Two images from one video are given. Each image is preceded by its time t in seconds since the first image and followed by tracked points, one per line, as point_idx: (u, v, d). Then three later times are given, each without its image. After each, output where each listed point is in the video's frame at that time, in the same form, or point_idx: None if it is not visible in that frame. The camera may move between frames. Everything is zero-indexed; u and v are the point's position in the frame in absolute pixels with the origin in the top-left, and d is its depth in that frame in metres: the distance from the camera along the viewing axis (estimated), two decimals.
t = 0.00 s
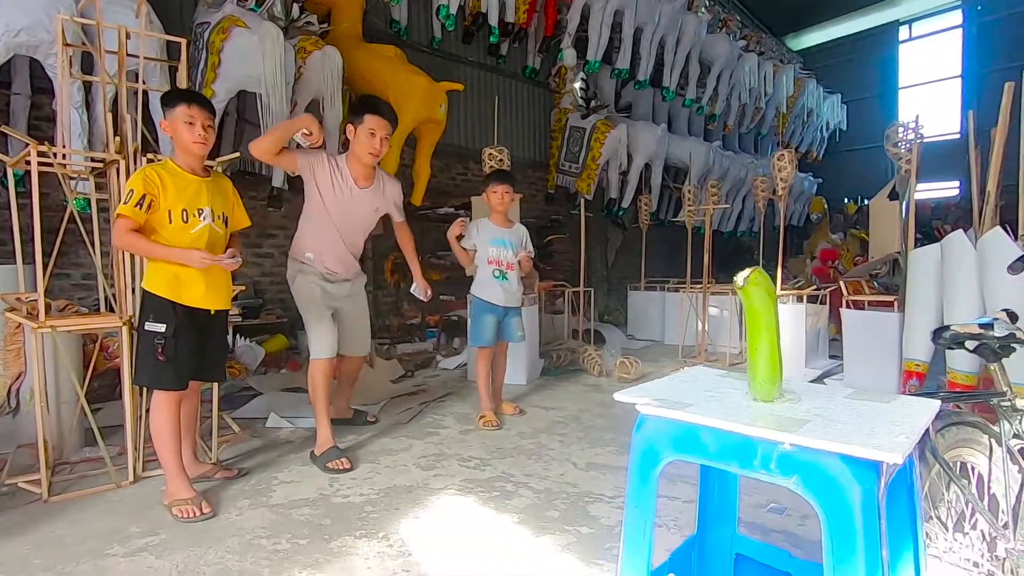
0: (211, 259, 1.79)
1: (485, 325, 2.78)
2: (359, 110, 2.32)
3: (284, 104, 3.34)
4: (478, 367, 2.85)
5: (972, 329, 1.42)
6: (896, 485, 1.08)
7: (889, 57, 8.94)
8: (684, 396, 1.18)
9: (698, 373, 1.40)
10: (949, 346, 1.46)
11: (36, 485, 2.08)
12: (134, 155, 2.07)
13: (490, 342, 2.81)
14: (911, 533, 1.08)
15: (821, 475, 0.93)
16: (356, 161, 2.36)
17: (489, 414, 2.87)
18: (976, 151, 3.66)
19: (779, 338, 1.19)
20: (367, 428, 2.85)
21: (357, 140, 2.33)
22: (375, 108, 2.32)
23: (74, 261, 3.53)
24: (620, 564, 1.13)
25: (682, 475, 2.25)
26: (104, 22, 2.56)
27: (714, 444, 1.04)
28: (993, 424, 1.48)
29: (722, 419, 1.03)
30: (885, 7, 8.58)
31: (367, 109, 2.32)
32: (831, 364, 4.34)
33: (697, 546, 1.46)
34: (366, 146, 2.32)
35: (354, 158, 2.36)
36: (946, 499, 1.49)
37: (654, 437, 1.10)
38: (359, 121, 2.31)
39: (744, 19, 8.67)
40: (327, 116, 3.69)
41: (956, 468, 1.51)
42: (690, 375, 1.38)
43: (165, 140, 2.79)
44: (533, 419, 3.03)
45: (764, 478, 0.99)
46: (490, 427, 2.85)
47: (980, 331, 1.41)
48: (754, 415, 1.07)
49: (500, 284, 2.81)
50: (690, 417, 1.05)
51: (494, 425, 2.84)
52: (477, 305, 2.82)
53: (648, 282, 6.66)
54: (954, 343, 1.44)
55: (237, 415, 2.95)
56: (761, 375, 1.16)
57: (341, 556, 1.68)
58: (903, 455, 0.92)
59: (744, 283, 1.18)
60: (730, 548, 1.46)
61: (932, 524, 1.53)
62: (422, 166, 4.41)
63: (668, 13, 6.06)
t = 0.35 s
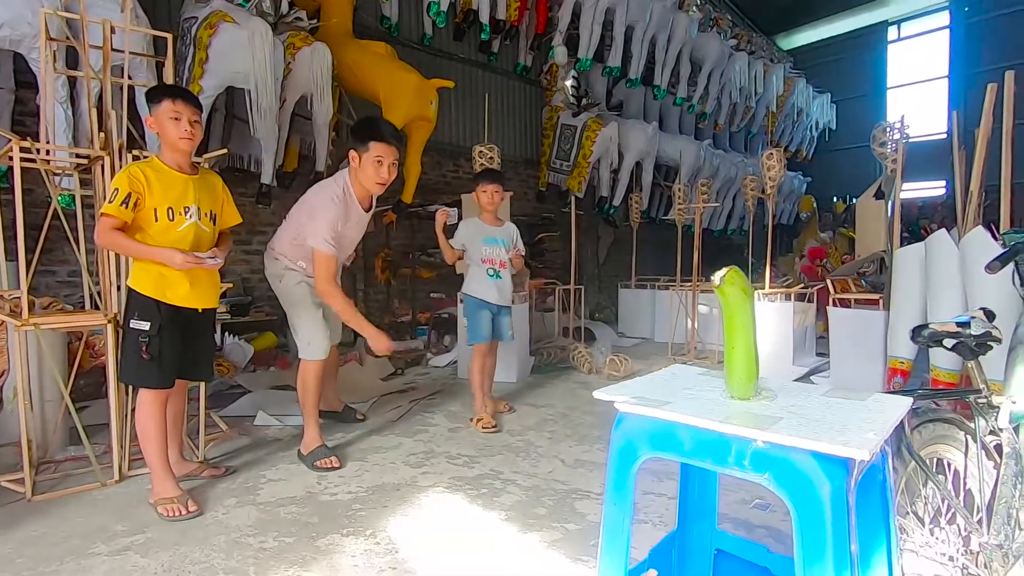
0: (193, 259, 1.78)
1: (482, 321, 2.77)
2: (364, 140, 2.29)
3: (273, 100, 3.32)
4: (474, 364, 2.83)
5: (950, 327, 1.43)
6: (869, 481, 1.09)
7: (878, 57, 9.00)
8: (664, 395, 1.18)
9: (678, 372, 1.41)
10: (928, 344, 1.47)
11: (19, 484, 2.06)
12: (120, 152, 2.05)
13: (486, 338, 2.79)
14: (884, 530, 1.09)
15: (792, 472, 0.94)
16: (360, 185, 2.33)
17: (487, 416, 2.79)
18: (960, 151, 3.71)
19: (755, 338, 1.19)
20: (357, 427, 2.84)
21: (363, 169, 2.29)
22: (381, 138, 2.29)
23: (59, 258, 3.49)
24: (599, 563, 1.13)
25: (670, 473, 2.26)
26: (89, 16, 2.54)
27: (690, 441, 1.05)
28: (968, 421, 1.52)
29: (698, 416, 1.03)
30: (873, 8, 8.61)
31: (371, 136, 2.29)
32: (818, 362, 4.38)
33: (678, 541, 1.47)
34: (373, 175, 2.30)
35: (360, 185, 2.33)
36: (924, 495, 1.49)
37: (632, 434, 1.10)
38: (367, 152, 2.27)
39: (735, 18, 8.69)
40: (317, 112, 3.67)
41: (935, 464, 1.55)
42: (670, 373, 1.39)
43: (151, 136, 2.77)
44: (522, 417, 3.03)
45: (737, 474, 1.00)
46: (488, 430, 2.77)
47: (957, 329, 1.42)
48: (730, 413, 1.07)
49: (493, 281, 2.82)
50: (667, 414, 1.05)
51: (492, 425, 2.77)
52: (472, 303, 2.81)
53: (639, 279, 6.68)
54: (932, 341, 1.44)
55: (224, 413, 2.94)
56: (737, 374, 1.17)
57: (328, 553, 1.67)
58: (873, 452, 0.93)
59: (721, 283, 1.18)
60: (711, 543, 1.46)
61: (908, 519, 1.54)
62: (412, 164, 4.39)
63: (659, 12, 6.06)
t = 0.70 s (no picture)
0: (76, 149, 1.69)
1: (467, 323, 2.77)
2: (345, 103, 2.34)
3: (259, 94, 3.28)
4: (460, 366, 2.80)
5: (932, 322, 1.44)
6: (851, 474, 1.08)
7: (862, 55, 9.07)
8: (652, 390, 1.18)
9: (666, 367, 1.41)
10: (910, 340, 1.46)
11: None
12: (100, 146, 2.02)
13: (472, 338, 2.79)
14: (868, 524, 1.08)
15: (778, 465, 0.94)
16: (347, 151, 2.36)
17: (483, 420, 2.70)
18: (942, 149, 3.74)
19: (742, 333, 1.20)
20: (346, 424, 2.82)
21: (348, 133, 2.32)
22: (362, 101, 2.34)
23: (39, 255, 3.43)
24: (587, 559, 1.12)
25: (657, 468, 2.26)
26: (68, 9, 2.49)
27: (678, 436, 1.04)
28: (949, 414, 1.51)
29: (687, 410, 1.03)
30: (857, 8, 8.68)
31: (355, 100, 2.34)
32: (804, 357, 4.41)
33: (666, 535, 1.47)
34: (358, 137, 2.33)
35: (347, 150, 2.35)
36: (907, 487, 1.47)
37: (620, 429, 1.10)
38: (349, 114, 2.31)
39: (721, 17, 8.72)
40: (304, 108, 3.64)
41: (914, 456, 1.53)
42: (658, 368, 1.39)
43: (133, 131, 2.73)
44: (510, 414, 3.02)
45: (724, 468, 0.99)
46: (485, 435, 2.69)
47: (940, 324, 1.43)
48: (717, 407, 1.07)
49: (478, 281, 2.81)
50: (655, 409, 1.05)
51: (489, 430, 2.69)
52: (457, 303, 2.80)
53: (626, 276, 6.70)
54: (915, 336, 1.44)
55: (210, 411, 2.91)
56: (725, 367, 1.17)
57: (316, 552, 1.65)
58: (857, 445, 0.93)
59: (708, 279, 1.19)
60: (698, 537, 1.46)
61: (890, 511, 1.51)
62: (400, 160, 4.37)
63: (647, 9, 6.06)
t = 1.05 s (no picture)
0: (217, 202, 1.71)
1: (451, 327, 2.76)
2: (327, 89, 2.37)
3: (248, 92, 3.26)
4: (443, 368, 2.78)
5: (916, 320, 1.43)
6: (838, 470, 1.07)
7: (850, 56, 9.11)
8: (641, 388, 1.17)
9: (656, 365, 1.40)
10: (895, 338, 1.47)
11: None
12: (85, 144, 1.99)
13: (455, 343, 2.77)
14: (855, 522, 1.07)
15: (766, 463, 0.94)
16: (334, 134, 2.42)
17: (474, 420, 2.68)
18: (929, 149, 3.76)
19: (733, 332, 1.19)
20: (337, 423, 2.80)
21: (330, 116, 2.38)
22: (343, 86, 2.37)
23: (22, 254, 3.39)
24: (578, 559, 1.11)
25: (647, 466, 2.25)
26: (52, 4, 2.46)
27: (669, 434, 1.03)
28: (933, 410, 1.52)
29: (677, 409, 1.02)
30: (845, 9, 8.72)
31: (336, 87, 2.36)
32: (792, 355, 4.43)
33: (657, 533, 1.47)
34: (340, 119, 2.38)
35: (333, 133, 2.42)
36: (892, 483, 1.46)
37: (611, 428, 1.09)
38: (329, 99, 2.36)
39: (711, 17, 8.74)
40: (293, 105, 3.61)
41: (900, 453, 1.54)
42: (648, 367, 1.38)
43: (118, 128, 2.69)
44: (500, 413, 3.01)
45: (714, 466, 0.98)
46: (476, 433, 2.68)
47: (924, 322, 1.42)
48: (708, 406, 1.06)
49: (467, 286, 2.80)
50: (644, 407, 1.04)
51: (480, 429, 2.68)
52: (443, 306, 2.78)
53: (616, 275, 6.72)
54: (900, 334, 1.44)
55: (198, 412, 2.88)
56: (715, 365, 1.17)
57: (307, 553, 1.64)
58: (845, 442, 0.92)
59: (698, 278, 1.17)
60: (688, 534, 1.46)
61: (876, 507, 1.48)
62: (390, 159, 4.35)
63: (637, 9, 6.05)
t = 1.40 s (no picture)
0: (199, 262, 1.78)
1: (451, 325, 2.75)
2: (319, 94, 2.36)
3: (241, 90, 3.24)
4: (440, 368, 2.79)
5: (908, 318, 1.44)
6: (830, 466, 1.07)
7: (843, 55, 9.14)
8: (634, 386, 1.17)
9: (650, 363, 1.40)
10: (887, 336, 1.48)
11: None
12: (75, 142, 1.97)
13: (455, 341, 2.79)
14: (847, 518, 1.07)
15: (758, 460, 0.94)
16: (325, 139, 2.42)
17: (469, 419, 2.68)
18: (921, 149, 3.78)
19: (725, 327, 1.19)
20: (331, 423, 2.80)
21: (321, 120, 2.37)
22: (335, 91, 2.36)
23: (12, 253, 3.36)
24: (571, 557, 1.11)
25: (640, 464, 2.25)
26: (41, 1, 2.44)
27: (661, 431, 1.03)
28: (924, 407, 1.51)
29: (670, 406, 1.02)
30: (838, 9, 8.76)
31: (327, 91, 2.35)
32: (785, 353, 4.45)
33: (650, 530, 1.46)
34: (330, 123, 2.37)
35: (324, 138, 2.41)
36: (884, 480, 1.45)
37: (604, 426, 1.09)
38: (320, 104, 2.35)
39: (705, 16, 8.76)
40: (286, 103, 3.60)
41: (892, 450, 1.53)
42: (641, 364, 1.39)
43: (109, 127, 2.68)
44: (494, 411, 3.01)
45: (706, 463, 0.98)
46: (471, 432, 2.67)
47: (916, 320, 1.43)
48: (700, 403, 1.06)
49: (466, 280, 2.79)
50: (637, 405, 1.04)
51: (474, 429, 2.67)
52: (442, 305, 2.77)
53: (611, 273, 6.73)
54: (893, 332, 1.46)
55: (190, 411, 2.87)
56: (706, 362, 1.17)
57: (299, 552, 1.63)
58: (836, 439, 0.93)
59: (690, 275, 1.18)
60: (681, 532, 1.46)
61: (868, 504, 1.45)
62: (384, 157, 4.33)
63: (631, 8, 6.06)
